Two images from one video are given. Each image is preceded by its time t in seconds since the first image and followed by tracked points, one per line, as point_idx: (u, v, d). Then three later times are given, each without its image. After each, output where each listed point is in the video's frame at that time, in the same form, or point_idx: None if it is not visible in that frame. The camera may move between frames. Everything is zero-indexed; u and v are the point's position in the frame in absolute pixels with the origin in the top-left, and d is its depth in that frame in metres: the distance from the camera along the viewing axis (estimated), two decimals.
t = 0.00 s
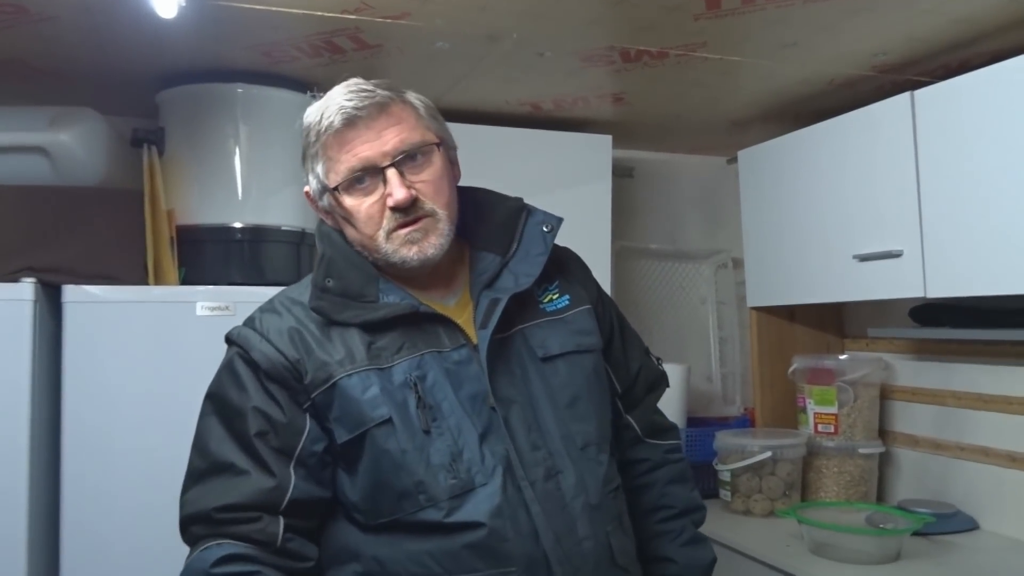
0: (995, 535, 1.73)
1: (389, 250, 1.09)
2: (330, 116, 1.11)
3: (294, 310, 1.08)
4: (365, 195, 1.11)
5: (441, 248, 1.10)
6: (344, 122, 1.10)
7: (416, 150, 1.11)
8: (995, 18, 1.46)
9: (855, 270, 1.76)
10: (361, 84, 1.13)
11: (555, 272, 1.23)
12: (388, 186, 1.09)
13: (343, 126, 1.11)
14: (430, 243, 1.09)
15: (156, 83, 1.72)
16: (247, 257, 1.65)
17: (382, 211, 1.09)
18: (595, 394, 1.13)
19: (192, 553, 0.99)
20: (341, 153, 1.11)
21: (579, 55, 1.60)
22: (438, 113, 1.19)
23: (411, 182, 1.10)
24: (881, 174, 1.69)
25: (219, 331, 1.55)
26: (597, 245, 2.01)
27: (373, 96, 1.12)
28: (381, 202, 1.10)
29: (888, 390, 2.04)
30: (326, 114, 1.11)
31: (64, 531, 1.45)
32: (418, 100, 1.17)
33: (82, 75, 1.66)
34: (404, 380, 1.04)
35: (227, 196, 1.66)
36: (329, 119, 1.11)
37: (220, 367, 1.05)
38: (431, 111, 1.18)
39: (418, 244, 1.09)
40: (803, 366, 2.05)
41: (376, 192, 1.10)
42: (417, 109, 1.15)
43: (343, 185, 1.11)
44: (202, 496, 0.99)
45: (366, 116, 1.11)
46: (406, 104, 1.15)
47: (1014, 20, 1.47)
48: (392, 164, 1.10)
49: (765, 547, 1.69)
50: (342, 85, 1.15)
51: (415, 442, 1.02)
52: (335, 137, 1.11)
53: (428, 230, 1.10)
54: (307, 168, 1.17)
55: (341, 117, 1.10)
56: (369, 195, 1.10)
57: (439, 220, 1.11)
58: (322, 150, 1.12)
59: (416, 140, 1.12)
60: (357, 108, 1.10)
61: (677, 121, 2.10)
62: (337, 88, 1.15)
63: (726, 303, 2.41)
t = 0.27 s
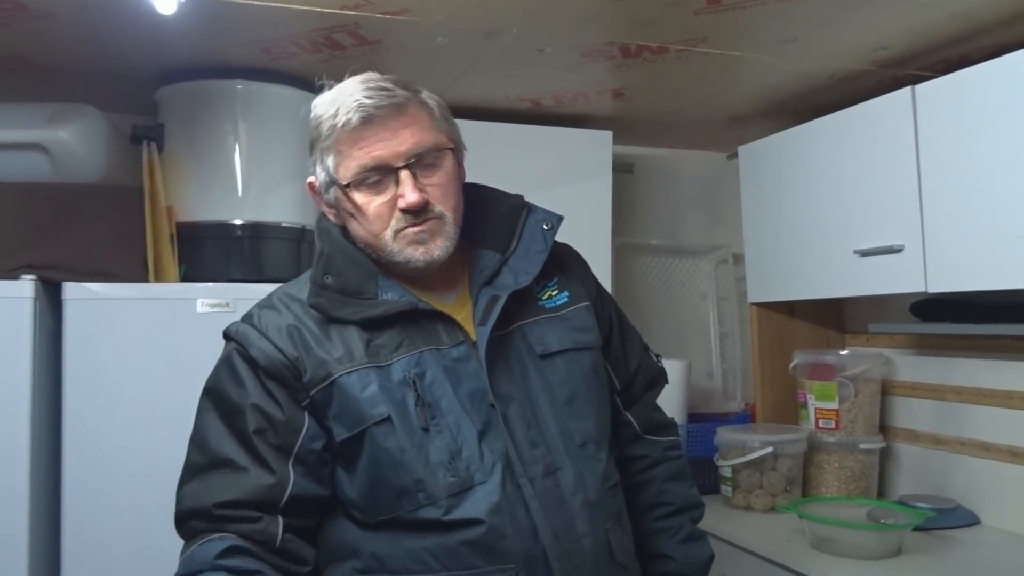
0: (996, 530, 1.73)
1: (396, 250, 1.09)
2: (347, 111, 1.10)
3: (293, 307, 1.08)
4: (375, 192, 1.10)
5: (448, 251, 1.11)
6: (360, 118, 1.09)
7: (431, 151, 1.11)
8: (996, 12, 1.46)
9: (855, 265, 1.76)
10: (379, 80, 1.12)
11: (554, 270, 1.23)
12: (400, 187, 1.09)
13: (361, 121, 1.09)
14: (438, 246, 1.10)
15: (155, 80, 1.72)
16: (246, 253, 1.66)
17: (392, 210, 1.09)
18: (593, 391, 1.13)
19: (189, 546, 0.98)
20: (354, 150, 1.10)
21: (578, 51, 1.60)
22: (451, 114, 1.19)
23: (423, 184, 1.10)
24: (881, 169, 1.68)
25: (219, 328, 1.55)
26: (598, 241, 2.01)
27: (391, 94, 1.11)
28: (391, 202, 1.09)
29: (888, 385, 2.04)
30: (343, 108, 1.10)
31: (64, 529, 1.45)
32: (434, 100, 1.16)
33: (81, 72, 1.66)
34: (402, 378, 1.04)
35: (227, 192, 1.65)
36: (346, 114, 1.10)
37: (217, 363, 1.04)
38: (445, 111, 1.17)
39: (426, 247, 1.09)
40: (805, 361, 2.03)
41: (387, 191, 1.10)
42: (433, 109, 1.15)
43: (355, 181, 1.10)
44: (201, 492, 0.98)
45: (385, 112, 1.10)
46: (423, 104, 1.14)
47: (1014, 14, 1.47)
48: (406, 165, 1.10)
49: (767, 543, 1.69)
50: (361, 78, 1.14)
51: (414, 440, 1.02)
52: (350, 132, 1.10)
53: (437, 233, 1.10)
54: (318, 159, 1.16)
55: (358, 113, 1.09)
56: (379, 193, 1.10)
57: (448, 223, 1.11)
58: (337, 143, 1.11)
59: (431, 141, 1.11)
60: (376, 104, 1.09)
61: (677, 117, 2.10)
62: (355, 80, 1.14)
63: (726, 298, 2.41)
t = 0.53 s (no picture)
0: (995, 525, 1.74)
1: (421, 263, 1.08)
2: (400, 117, 1.06)
3: (291, 302, 1.07)
4: (411, 202, 1.08)
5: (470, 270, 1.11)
6: (411, 127, 1.06)
7: (469, 167, 1.10)
8: (997, 7, 1.45)
9: (856, 260, 1.76)
10: (432, 86, 1.09)
11: (553, 268, 1.23)
12: (440, 203, 1.07)
13: (415, 125, 1.06)
14: (463, 264, 1.10)
15: (155, 75, 1.72)
16: (247, 249, 1.65)
17: (425, 223, 1.08)
18: (591, 389, 1.14)
19: (201, 552, 0.96)
20: (398, 156, 1.07)
21: (578, 46, 1.59)
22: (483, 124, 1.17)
23: (459, 199, 1.09)
24: (882, 164, 1.68)
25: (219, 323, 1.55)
26: (598, 237, 2.01)
27: (446, 103, 1.08)
28: (425, 214, 1.08)
29: (888, 380, 2.04)
30: (394, 112, 1.06)
31: (65, 525, 1.45)
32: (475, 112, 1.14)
33: (79, 67, 1.65)
34: (400, 377, 1.04)
35: (226, 188, 1.65)
36: (397, 120, 1.06)
37: (215, 357, 1.04)
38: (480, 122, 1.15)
39: (452, 265, 1.09)
40: (805, 356, 2.04)
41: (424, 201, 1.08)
42: (474, 123, 1.12)
43: (394, 184, 1.07)
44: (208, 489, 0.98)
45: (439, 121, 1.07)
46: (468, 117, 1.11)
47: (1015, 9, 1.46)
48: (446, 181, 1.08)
49: (767, 539, 1.69)
50: (413, 79, 1.10)
51: (411, 439, 1.02)
52: (397, 138, 1.06)
53: (464, 251, 1.10)
54: (350, 148, 1.11)
55: (411, 122, 1.06)
56: (415, 204, 1.08)
57: (473, 241, 1.11)
58: (381, 142, 1.07)
59: (472, 158, 1.11)
60: (433, 110, 1.06)
61: (677, 112, 2.10)
62: (408, 80, 1.09)
63: (726, 294, 2.41)
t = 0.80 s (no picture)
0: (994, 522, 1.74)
1: (446, 262, 1.10)
2: (450, 120, 1.06)
3: (301, 292, 1.07)
4: (444, 202, 1.08)
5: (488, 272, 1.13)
6: (460, 131, 1.06)
7: (500, 174, 1.12)
8: (997, 6, 1.46)
9: (855, 258, 1.76)
10: (478, 91, 1.10)
11: (561, 273, 1.24)
12: (473, 206, 1.09)
13: (463, 128, 1.06)
14: (484, 266, 1.12)
15: (156, 73, 1.72)
16: (248, 247, 1.66)
17: (455, 224, 1.09)
18: (594, 393, 1.14)
19: (205, 546, 0.95)
20: (440, 157, 1.07)
21: (579, 44, 1.60)
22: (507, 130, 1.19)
23: (489, 203, 1.11)
24: (882, 162, 1.68)
25: (220, 321, 1.55)
26: (598, 234, 2.01)
27: (492, 112, 1.10)
28: (456, 215, 1.09)
29: (888, 378, 2.05)
30: (445, 114, 1.06)
31: (65, 520, 1.46)
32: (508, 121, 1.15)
33: (80, 65, 1.66)
34: (406, 373, 1.04)
35: (227, 186, 1.65)
36: (447, 123, 1.06)
37: (222, 344, 1.03)
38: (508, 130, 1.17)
39: (474, 266, 1.11)
40: (805, 355, 2.05)
41: (457, 202, 1.09)
42: (509, 132, 1.14)
43: (432, 182, 1.08)
44: (215, 476, 0.97)
45: (485, 126, 1.08)
46: (505, 126, 1.13)
47: (1016, 8, 1.46)
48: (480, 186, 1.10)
49: (767, 536, 1.69)
50: (460, 82, 1.10)
51: (415, 436, 1.02)
52: (443, 140, 1.07)
53: (485, 254, 1.12)
54: (387, 139, 1.10)
55: (460, 126, 1.06)
56: (449, 204, 1.08)
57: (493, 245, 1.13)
58: (425, 139, 1.07)
59: (504, 166, 1.13)
60: (480, 118, 1.07)
61: (677, 110, 2.10)
62: (455, 83, 1.10)
63: (726, 292, 2.41)
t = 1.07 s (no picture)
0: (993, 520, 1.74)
1: (456, 260, 1.10)
2: (469, 118, 1.06)
3: (311, 284, 1.07)
4: (458, 199, 1.09)
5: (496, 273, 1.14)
6: (478, 130, 1.06)
7: (514, 174, 1.13)
8: (997, 3, 1.45)
9: (854, 256, 1.76)
10: (495, 91, 1.10)
11: (566, 275, 1.24)
12: (486, 205, 1.09)
13: (481, 126, 1.06)
14: (494, 266, 1.12)
15: (155, 71, 1.72)
16: (248, 244, 1.67)
17: (467, 222, 1.09)
18: (597, 395, 1.15)
19: (209, 538, 0.94)
20: (458, 154, 1.07)
21: (579, 42, 1.60)
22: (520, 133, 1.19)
23: (502, 202, 1.11)
24: (881, 159, 1.68)
25: (219, 319, 1.55)
26: (598, 232, 2.01)
27: (509, 112, 1.10)
28: (469, 213, 1.09)
29: (887, 376, 2.05)
30: (465, 112, 1.06)
31: (65, 517, 1.45)
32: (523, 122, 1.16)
33: (79, 63, 1.65)
34: (413, 368, 1.04)
35: (226, 183, 1.65)
36: (466, 120, 1.06)
37: (229, 333, 1.02)
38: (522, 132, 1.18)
39: (483, 265, 1.11)
40: (804, 352, 2.04)
41: (470, 199, 1.09)
42: (524, 133, 1.15)
43: (447, 178, 1.08)
44: (220, 467, 0.96)
45: (502, 125, 1.08)
46: (521, 127, 1.13)
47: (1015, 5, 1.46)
48: (493, 186, 1.10)
49: (765, 533, 1.70)
50: (478, 81, 1.10)
51: (421, 432, 1.02)
52: (461, 137, 1.07)
53: (495, 254, 1.12)
54: (403, 134, 1.09)
55: (479, 125, 1.06)
56: (462, 202, 1.09)
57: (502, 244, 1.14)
58: (442, 135, 1.06)
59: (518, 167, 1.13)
60: (499, 117, 1.07)
61: (677, 108, 2.10)
62: (474, 81, 1.10)
63: (725, 290, 2.42)
